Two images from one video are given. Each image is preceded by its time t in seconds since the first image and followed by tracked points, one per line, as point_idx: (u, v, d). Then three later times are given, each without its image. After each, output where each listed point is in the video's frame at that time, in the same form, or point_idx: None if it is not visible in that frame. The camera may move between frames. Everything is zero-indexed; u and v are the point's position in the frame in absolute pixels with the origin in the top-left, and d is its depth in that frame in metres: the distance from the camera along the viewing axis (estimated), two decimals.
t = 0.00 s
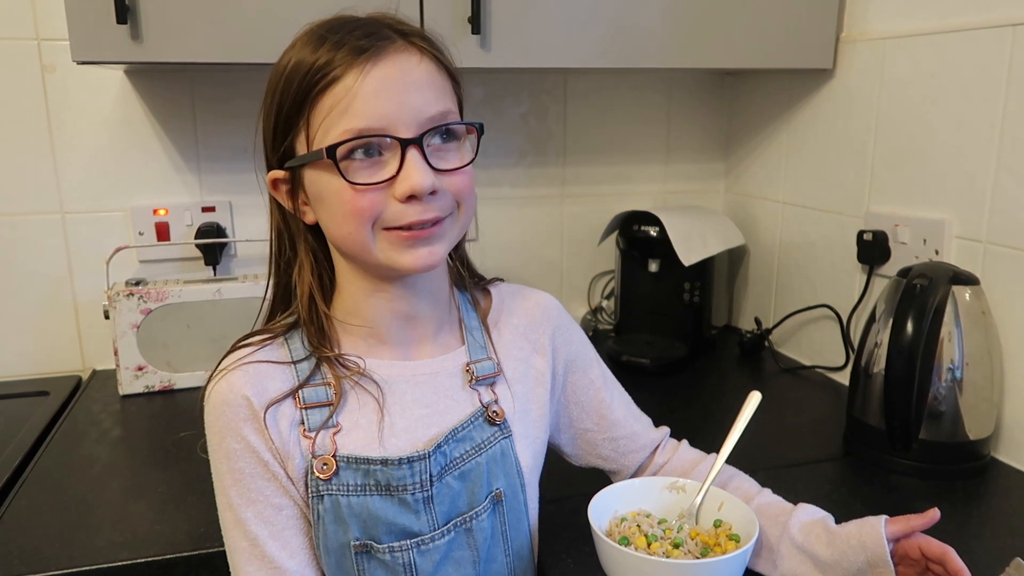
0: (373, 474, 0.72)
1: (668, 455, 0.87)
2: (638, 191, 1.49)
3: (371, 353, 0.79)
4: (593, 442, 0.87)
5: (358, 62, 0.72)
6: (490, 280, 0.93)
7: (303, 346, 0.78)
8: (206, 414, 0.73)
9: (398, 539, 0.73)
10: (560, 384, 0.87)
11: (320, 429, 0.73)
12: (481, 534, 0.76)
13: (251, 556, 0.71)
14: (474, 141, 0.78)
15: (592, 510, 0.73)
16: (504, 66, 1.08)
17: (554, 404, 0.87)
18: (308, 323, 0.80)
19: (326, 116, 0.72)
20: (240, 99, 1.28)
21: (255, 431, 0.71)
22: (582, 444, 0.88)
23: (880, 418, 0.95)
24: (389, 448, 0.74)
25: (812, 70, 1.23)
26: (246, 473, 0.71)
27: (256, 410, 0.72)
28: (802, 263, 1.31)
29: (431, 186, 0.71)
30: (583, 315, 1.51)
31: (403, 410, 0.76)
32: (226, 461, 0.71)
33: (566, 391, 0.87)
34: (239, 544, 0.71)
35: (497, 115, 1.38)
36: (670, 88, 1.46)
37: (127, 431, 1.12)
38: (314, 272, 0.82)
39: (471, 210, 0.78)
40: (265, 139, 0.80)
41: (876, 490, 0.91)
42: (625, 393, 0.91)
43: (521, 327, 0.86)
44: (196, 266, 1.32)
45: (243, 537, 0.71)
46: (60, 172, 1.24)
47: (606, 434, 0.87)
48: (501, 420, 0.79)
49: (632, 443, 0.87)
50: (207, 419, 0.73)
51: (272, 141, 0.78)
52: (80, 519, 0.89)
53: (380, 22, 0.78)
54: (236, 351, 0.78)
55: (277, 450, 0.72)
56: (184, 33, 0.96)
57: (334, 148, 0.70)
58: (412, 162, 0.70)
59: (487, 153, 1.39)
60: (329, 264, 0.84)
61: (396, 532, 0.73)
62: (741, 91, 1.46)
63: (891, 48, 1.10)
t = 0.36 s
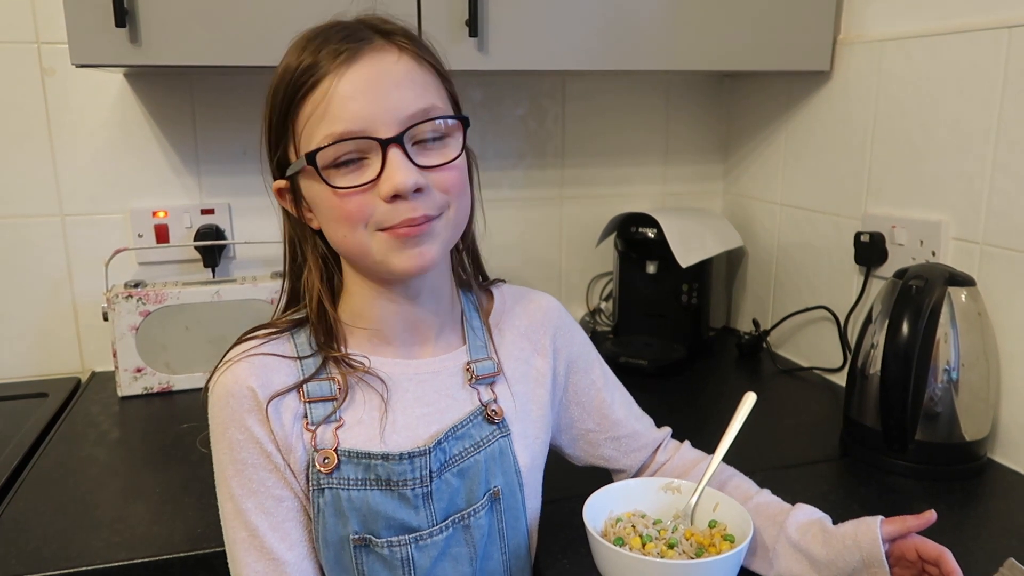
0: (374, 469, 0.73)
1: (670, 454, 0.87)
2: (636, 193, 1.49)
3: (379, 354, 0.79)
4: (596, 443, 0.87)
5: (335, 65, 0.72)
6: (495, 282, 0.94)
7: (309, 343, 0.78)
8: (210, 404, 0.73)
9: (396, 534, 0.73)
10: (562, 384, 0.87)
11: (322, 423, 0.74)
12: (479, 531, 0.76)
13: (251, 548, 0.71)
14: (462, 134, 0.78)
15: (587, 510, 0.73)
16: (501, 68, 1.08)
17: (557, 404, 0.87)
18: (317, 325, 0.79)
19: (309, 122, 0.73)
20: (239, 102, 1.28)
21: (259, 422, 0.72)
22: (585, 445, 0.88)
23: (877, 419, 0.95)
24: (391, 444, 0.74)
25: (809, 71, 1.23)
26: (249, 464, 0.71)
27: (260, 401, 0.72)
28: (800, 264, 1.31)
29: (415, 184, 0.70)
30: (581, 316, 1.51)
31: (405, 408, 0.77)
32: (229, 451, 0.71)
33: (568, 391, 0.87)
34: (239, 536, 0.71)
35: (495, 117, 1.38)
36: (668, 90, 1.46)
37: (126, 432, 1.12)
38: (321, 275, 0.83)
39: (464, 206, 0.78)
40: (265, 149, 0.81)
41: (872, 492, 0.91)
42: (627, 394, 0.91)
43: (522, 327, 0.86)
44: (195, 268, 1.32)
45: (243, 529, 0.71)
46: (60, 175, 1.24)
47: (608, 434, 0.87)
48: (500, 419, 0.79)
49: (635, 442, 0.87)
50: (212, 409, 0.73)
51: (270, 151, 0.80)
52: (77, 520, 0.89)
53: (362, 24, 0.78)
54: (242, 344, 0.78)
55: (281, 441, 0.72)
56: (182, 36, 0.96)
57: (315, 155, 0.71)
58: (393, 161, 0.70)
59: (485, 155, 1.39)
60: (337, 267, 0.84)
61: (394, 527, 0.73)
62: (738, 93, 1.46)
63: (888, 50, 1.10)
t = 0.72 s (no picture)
0: (374, 459, 0.73)
1: (675, 451, 0.86)
2: (634, 189, 1.49)
3: (383, 346, 0.79)
4: (599, 440, 0.88)
5: (339, 63, 0.72)
6: (497, 277, 0.94)
7: (313, 334, 0.78)
8: (213, 389, 0.74)
9: (395, 524, 0.73)
10: (564, 381, 0.87)
11: (324, 413, 0.74)
12: (477, 523, 0.76)
13: (250, 532, 0.71)
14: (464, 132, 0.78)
15: (584, 505, 0.73)
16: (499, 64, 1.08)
17: (559, 401, 0.87)
18: (320, 317, 0.80)
19: (312, 120, 0.73)
20: (236, 97, 1.28)
21: (259, 408, 0.72)
22: (587, 442, 0.88)
23: (873, 415, 0.95)
24: (391, 435, 0.74)
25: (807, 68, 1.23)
26: (249, 449, 0.71)
27: (261, 388, 0.72)
28: (797, 260, 1.31)
29: (416, 183, 0.71)
30: (579, 313, 1.51)
31: (406, 400, 0.77)
32: (229, 436, 0.72)
33: (570, 387, 0.88)
34: (238, 520, 0.71)
35: (493, 113, 1.38)
36: (665, 86, 1.46)
37: (124, 428, 1.12)
38: (325, 268, 0.83)
39: (466, 203, 0.78)
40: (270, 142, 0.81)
41: (870, 487, 0.91)
42: (631, 390, 0.91)
43: (523, 323, 0.86)
44: (193, 264, 1.32)
45: (242, 513, 0.71)
46: (57, 170, 1.24)
47: (611, 430, 0.87)
48: (500, 412, 0.79)
49: (639, 439, 0.87)
50: (214, 394, 0.74)
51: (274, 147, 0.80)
52: (75, 515, 0.89)
53: (366, 21, 0.78)
54: (247, 331, 0.79)
55: (281, 429, 0.72)
56: (180, 31, 0.96)
57: (318, 153, 0.71)
58: (395, 160, 0.70)
59: (483, 151, 1.39)
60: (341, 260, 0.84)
61: (394, 517, 0.73)
62: (737, 89, 1.46)
63: (885, 46, 1.10)
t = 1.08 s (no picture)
0: (375, 461, 0.73)
1: (678, 455, 0.86)
2: (635, 192, 1.49)
3: (386, 349, 0.79)
4: (601, 442, 0.88)
5: (345, 73, 0.72)
6: (499, 280, 0.94)
7: (315, 337, 0.78)
8: (216, 391, 0.74)
9: (397, 526, 0.73)
10: (567, 384, 0.87)
11: (326, 416, 0.74)
12: (478, 525, 0.76)
13: (251, 535, 0.71)
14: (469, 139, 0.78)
15: (587, 508, 0.73)
16: (501, 67, 1.09)
17: (561, 404, 0.87)
18: (322, 321, 0.80)
19: (317, 129, 0.73)
20: (239, 100, 1.29)
21: (262, 410, 0.72)
22: (590, 445, 0.88)
23: (874, 418, 0.96)
24: (392, 437, 0.74)
25: (808, 71, 1.23)
26: (250, 452, 0.72)
27: (263, 391, 0.72)
28: (798, 264, 1.31)
29: (421, 194, 0.71)
30: (580, 316, 1.51)
31: (407, 402, 0.77)
32: (231, 438, 0.72)
33: (572, 390, 0.88)
34: (238, 523, 0.72)
35: (494, 116, 1.38)
36: (667, 89, 1.46)
37: (126, 430, 1.12)
38: (327, 272, 0.83)
39: (470, 211, 0.78)
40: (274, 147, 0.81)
41: (870, 490, 0.91)
42: (634, 393, 0.91)
43: (525, 326, 0.87)
44: (195, 266, 1.32)
45: (243, 516, 0.71)
46: (60, 172, 1.24)
47: (613, 433, 0.87)
48: (501, 415, 0.79)
49: (641, 442, 0.87)
50: (217, 397, 0.74)
51: (279, 153, 0.80)
52: (78, 517, 0.90)
53: (372, 28, 0.78)
54: (250, 335, 0.79)
55: (283, 431, 0.72)
56: (183, 34, 0.97)
57: (323, 163, 0.71)
58: (401, 171, 0.71)
59: (485, 153, 1.39)
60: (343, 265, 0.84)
61: (395, 519, 0.73)
62: (738, 92, 1.46)
63: (886, 50, 1.10)
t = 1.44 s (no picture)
0: (369, 469, 0.73)
1: (684, 462, 0.85)
2: (638, 196, 1.50)
3: (378, 360, 0.80)
4: (600, 445, 0.87)
5: (307, 72, 0.73)
6: (492, 282, 0.94)
7: (305, 354, 0.79)
8: (211, 408, 0.75)
9: (393, 534, 0.74)
10: (563, 385, 0.87)
11: (318, 428, 0.74)
12: (476, 529, 0.76)
13: (249, 548, 0.72)
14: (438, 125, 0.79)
15: (592, 513, 0.74)
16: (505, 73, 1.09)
17: (558, 406, 0.87)
18: (312, 337, 0.79)
19: (288, 130, 0.74)
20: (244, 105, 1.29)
21: (253, 427, 0.73)
22: (589, 447, 0.88)
23: (878, 421, 0.96)
24: (386, 445, 0.75)
25: (811, 76, 1.23)
26: (244, 468, 0.72)
27: (254, 407, 0.73)
28: (801, 268, 1.32)
29: (401, 173, 0.71)
30: (583, 319, 1.52)
31: (401, 409, 0.77)
32: (226, 455, 0.72)
33: (569, 393, 0.87)
34: (237, 537, 0.72)
35: (498, 120, 1.39)
36: (670, 93, 1.47)
37: (131, 434, 1.13)
38: (314, 290, 0.83)
39: (450, 196, 0.78)
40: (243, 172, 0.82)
41: (874, 494, 0.92)
42: (634, 394, 0.90)
43: (518, 328, 0.86)
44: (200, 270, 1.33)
45: (241, 530, 0.72)
46: (65, 177, 1.25)
47: (611, 435, 0.87)
48: (496, 419, 0.79)
49: (641, 445, 0.86)
50: (212, 414, 0.75)
51: (250, 174, 0.80)
52: (84, 522, 0.90)
53: (326, 35, 0.79)
54: (243, 352, 0.79)
55: (275, 445, 0.73)
56: (188, 40, 0.97)
57: (298, 159, 0.71)
58: (377, 153, 0.71)
59: (488, 158, 1.40)
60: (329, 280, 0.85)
61: (392, 526, 0.74)
62: (741, 96, 1.46)
63: (889, 55, 1.11)
